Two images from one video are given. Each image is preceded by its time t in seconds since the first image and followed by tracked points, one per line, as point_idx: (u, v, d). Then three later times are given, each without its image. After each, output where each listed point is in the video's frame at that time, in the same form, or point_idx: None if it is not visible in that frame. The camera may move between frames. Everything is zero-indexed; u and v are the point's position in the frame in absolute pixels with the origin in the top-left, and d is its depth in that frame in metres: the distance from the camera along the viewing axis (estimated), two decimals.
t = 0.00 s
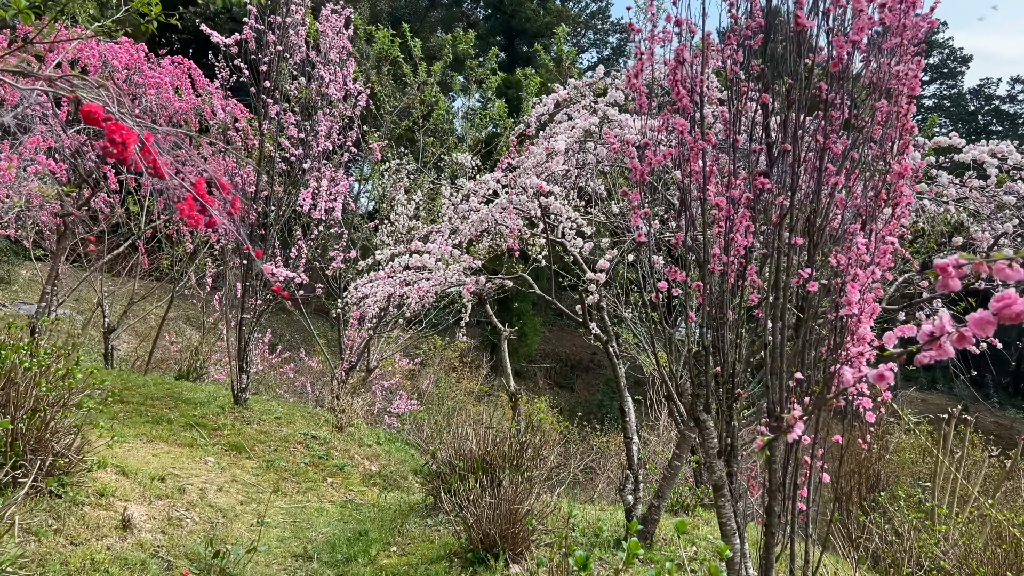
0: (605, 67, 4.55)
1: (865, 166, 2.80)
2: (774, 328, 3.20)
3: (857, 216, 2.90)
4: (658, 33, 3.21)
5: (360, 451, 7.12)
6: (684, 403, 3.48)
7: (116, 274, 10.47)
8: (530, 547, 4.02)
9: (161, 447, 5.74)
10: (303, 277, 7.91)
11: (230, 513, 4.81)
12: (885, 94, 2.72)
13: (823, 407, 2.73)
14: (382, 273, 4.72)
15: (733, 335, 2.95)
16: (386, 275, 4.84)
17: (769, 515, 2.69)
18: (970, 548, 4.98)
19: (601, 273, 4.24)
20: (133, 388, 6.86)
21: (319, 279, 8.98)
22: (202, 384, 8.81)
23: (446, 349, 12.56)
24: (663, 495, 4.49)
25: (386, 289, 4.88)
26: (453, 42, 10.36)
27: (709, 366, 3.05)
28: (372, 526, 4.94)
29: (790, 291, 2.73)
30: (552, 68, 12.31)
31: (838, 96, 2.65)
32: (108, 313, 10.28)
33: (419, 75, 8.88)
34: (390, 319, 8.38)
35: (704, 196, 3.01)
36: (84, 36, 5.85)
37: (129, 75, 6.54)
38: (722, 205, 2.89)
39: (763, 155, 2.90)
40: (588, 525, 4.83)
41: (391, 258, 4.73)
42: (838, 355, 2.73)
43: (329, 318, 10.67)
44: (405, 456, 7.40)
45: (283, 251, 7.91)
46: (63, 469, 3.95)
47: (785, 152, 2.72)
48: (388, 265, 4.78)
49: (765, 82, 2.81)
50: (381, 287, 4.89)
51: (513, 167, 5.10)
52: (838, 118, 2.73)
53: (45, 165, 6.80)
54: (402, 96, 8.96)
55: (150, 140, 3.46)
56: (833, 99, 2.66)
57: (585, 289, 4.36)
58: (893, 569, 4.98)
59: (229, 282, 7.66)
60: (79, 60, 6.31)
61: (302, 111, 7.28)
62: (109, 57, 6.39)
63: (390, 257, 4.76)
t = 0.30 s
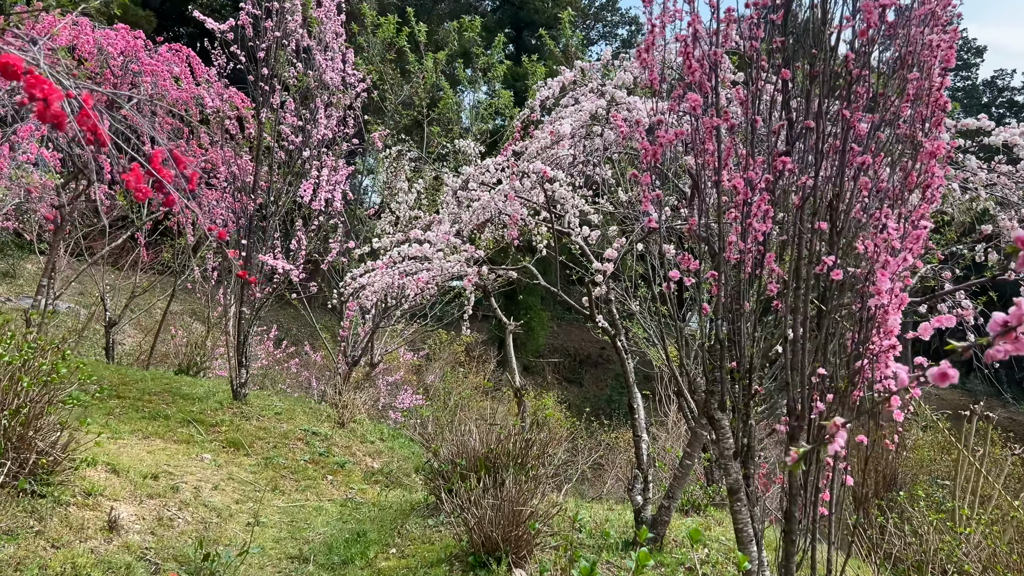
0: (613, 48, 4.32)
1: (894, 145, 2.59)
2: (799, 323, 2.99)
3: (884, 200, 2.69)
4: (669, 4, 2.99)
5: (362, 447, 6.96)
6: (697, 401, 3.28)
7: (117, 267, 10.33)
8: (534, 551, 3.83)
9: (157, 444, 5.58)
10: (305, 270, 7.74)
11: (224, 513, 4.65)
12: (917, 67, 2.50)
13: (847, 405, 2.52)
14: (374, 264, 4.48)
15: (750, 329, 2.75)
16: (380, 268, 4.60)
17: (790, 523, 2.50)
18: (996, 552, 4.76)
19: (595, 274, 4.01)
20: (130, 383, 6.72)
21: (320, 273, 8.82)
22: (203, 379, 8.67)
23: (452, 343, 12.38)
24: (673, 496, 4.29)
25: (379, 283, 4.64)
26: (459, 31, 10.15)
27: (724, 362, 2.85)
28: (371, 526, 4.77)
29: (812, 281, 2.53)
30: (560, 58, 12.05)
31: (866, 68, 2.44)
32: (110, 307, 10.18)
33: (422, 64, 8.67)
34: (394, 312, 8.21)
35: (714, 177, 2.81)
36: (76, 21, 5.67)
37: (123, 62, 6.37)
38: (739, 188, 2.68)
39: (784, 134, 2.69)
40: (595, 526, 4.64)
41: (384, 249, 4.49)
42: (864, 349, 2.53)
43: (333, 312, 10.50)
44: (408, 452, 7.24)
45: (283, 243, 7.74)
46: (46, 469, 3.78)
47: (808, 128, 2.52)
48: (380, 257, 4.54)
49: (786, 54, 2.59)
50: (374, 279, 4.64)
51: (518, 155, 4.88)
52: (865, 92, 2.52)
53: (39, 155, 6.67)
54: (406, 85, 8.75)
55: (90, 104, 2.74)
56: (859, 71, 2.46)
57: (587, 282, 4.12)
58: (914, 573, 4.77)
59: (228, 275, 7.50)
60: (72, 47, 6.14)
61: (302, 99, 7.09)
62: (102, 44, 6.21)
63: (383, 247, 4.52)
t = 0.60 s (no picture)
0: (626, 27, 4.09)
1: (934, 122, 2.38)
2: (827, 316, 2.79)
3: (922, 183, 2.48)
4: None
5: (367, 444, 6.80)
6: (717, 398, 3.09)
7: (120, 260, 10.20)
8: (543, 556, 3.65)
9: (156, 440, 5.44)
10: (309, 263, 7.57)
11: (223, 512, 4.49)
12: (960, 37, 2.29)
13: (883, 405, 2.33)
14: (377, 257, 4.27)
15: (777, 323, 2.56)
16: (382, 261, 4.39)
17: (820, 532, 2.31)
18: None
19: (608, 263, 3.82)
20: (130, 378, 6.57)
21: (325, 265, 8.67)
22: (207, 373, 8.55)
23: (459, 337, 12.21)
24: (689, 497, 4.11)
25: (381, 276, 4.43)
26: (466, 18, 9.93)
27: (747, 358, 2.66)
28: (374, 527, 4.60)
29: (846, 271, 2.33)
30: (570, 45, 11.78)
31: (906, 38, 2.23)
32: (114, 300, 10.08)
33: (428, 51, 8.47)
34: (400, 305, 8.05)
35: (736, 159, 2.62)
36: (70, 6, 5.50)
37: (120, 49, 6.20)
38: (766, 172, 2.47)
39: (813, 113, 2.49)
40: (607, 528, 4.47)
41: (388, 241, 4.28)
42: (901, 345, 2.34)
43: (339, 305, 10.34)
44: (414, 449, 7.08)
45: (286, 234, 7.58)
46: (35, 469, 3.63)
47: (842, 105, 2.32)
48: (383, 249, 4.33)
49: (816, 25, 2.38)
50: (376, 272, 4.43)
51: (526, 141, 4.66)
52: (904, 65, 2.32)
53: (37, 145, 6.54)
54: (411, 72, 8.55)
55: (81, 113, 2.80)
56: (897, 42, 2.25)
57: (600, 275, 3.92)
58: None
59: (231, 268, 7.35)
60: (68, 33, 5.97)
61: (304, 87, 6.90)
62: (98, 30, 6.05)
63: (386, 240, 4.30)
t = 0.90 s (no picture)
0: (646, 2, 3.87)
1: (988, 89, 2.17)
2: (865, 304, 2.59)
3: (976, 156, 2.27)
4: None
5: (376, 437, 6.63)
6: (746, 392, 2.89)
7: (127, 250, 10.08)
8: (558, 558, 3.47)
9: (159, 433, 5.30)
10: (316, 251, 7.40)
11: (225, 509, 4.34)
12: None
13: (933, 400, 2.13)
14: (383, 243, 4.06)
15: (815, 310, 2.36)
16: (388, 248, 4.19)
17: (863, 537, 2.12)
18: None
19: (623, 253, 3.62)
20: (134, 369, 6.44)
21: (333, 254, 8.50)
22: (214, 364, 8.42)
23: (470, 328, 12.04)
24: (710, 496, 3.92)
25: (386, 265, 4.22)
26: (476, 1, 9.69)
27: (780, 348, 2.47)
28: (382, 524, 4.44)
29: (892, 255, 2.13)
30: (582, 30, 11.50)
31: None
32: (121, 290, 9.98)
33: (437, 34, 8.25)
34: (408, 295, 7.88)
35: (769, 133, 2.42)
36: None
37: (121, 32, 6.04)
38: (804, 148, 2.27)
39: (855, 81, 2.28)
40: (624, 527, 4.29)
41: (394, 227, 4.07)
42: (953, 334, 2.14)
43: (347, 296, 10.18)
44: (424, 442, 6.91)
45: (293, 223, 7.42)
46: (27, 465, 3.49)
47: (888, 71, 2.13)
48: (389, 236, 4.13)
49: None
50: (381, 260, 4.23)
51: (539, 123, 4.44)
52: (956, 28, 2.12)
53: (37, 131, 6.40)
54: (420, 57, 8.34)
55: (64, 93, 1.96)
56: None
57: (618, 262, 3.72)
58: None
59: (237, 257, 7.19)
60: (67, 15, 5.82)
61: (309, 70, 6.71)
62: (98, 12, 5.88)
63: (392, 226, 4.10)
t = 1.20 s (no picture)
0: None
1: None
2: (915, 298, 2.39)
3: None
4: None
5: (385, 432, 6.47)
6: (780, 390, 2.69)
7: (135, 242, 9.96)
8: (576, 565, 3.29)
9: (163, 429, 5.16)
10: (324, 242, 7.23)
11: (230, 508, 4.19)
12: None
13: (997, 402, 1.93)
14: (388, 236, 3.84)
15: (859, 304, 2.17)
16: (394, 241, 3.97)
17: (917, 553, 1.93)
18: None
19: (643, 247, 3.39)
20: (139, 362, 6.31)
21: (342, 246, 8.35)
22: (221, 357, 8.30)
23: (481, 320, 11.86)
24: (735, 498, 3.72)
25: (391, 259, 4.00)
26: None
27: (821, 348, 2.28)
28: (391, 525, 4.28)
29: (952, 242, 1.93)
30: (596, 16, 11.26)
31: None
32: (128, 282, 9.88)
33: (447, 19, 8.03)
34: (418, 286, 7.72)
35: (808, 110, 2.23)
36: None
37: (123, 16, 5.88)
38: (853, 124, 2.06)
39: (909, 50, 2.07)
40: (643, 529, 4.11)
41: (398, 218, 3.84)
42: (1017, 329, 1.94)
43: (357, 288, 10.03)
44: (435, 437, 6.74)
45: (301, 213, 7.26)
46: (21, 464, 3.34)
47: (949, 38, 1.92)
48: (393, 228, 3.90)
49: None
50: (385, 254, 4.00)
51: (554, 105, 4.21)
52: None
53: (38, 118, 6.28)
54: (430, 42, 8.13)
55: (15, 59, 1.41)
56: None
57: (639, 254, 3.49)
58: None
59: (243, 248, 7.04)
60: None
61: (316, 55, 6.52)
62: None
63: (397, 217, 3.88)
